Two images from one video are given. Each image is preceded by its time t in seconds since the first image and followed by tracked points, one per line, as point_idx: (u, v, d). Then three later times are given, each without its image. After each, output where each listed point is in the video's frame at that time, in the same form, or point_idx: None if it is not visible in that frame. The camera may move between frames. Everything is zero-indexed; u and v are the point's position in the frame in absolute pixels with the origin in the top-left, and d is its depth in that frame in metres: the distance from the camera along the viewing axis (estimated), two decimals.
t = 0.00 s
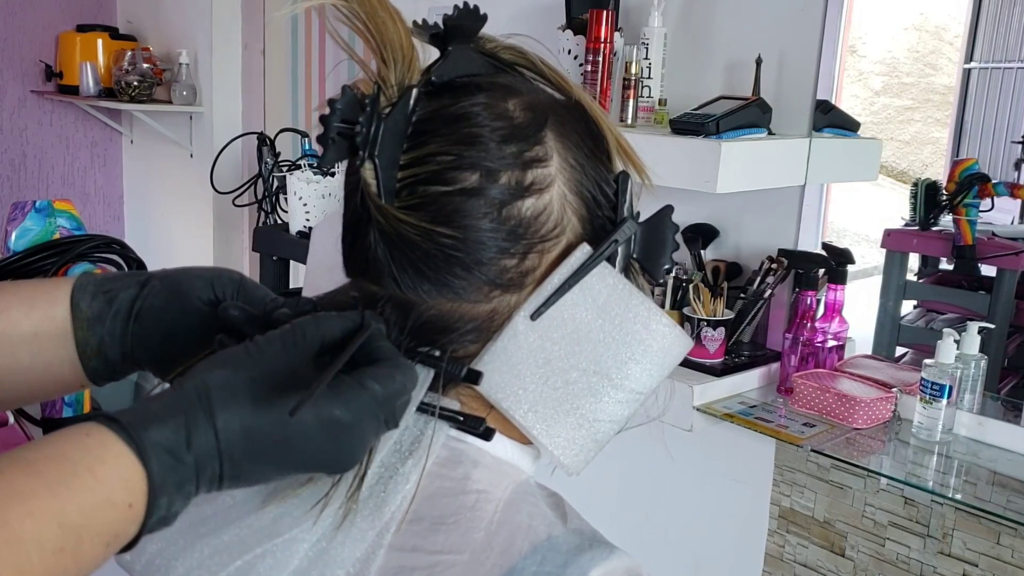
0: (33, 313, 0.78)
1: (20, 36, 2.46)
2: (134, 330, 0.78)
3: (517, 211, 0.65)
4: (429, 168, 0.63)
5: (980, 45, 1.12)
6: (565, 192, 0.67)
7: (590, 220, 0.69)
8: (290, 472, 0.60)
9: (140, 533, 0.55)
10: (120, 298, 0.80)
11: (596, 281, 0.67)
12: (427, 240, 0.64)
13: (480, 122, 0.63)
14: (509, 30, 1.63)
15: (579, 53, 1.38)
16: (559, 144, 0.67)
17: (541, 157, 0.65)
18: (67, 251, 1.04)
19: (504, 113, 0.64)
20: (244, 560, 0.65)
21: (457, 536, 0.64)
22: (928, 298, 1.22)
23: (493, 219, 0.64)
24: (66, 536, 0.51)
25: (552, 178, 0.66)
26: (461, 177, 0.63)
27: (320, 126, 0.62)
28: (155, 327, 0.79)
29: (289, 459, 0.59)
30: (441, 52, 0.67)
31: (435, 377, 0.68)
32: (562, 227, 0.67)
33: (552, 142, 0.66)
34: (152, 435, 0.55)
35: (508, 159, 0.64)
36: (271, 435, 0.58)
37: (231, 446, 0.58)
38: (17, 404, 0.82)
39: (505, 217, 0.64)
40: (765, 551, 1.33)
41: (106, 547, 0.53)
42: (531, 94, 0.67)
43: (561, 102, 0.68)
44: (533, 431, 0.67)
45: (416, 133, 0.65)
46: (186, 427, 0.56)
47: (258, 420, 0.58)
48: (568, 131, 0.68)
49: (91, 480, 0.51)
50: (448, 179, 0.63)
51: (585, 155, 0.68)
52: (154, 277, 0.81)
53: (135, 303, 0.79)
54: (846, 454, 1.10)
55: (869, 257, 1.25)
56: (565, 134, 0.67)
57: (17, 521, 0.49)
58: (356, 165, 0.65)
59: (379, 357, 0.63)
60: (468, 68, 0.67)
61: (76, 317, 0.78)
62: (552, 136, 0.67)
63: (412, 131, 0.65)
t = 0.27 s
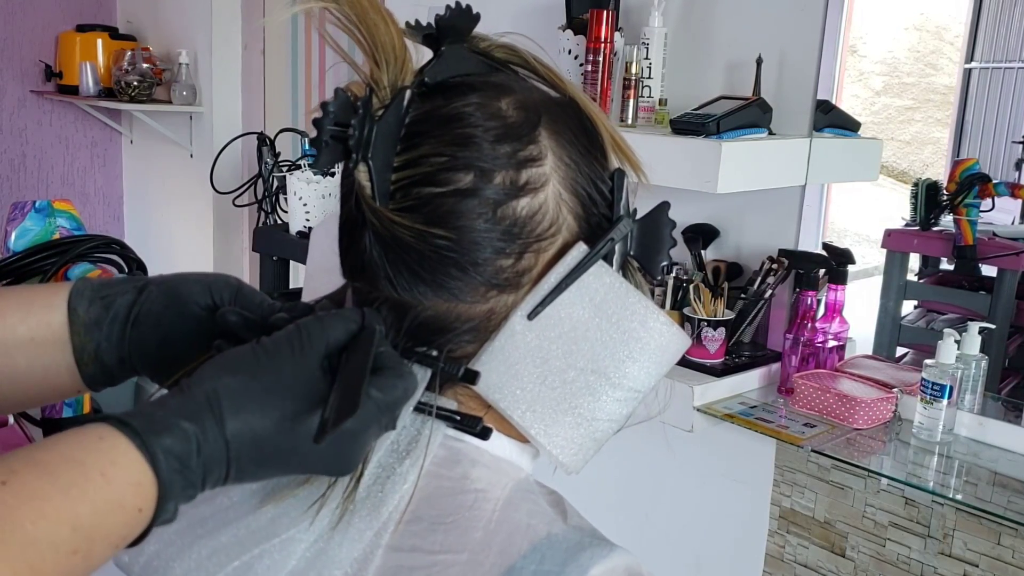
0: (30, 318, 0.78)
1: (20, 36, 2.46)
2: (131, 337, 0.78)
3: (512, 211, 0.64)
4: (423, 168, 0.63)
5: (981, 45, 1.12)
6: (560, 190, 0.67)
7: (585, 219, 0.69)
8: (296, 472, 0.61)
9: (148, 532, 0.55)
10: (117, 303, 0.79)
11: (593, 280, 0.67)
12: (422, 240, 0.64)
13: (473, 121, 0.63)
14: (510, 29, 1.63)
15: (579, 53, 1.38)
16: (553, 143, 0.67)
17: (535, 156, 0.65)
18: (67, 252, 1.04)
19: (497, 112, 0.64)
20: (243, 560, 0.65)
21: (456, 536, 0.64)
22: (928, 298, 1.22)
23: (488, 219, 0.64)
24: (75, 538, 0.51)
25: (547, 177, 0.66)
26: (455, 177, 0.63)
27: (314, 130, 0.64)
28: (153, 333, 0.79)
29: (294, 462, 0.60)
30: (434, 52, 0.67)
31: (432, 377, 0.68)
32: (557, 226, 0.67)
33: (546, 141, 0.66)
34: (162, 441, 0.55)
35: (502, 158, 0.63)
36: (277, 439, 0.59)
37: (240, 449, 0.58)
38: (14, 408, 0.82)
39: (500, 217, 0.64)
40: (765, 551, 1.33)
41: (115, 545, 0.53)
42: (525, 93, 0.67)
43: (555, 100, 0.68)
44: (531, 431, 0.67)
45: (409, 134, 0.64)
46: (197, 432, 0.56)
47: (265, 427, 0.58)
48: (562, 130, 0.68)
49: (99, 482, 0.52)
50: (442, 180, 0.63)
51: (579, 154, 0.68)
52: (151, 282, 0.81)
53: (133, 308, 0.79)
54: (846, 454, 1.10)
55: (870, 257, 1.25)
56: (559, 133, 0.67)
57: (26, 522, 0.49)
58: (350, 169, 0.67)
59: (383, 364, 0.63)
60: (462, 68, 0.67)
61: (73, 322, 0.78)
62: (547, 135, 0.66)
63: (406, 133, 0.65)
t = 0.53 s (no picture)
0: (29, 317, 0.77)
1: (19, 36, 2.46)
2: (131, 334, 0.78)
3: (513, 212, 0.64)
4: (424, 167, 0.63)
5: (982, 45, 1.12)
6: (562, 191, 0.67)
7: (587, 221, 0.69)
8: (302, 457, 0.60)
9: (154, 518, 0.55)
10: (117, 302, 0.79)
11: (593, 283, 0.67)
12: (422, 240, 0.63)
13: (477, 120, 0.63)
14: (510, 29, 1.63)
15: (579, 53, 1.38)
16: (558, 143, 0.67)
17: (537, 157, 0.65)
18: (67, 252, 1.04)
19: (501, 112, 0.64)
20: (242, 560, 0.65)
21: (457, 537, 0.64)
22: (929, 299, 1.22)
23: (489, 219, 0.63)
24: (83, 521, 0.51)
25: (550, 177, 0.66)
26: (456, 177, 0.62)
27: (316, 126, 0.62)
28: (153, 331, 0.78)
29: (297, 445, 0.59)
30: (441, 51, 0.67)
31: (430, 379, 0.69)
32: (559, 227, 0.67)
33: (550, 141, 0.66)
34: (163, 423, 0.55)
35: (505, 158, 0.63)
36: (278, 421, 0.58)
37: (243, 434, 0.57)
38: (12, 408, 0.82)
39: (500, 217, 0.64)
40: (766, 552, 1.33)
41: (121, 531, 0.53)
42: (530, 93, 0.67)
43: (561, 101, 0.68)
44: (528, 433, 0.67)
45: (413, 133, 0.64)
46: (197, 414, 0.56)
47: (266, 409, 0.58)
48: (567, 129, 0.67)
49: (102, 465, 0.52)
50: (443, 179, 0.63)
51: (583, 155, 0.68)
52: (152, 282, 0.81)
53: (133, 307, 0.79)
54: (847, 455, 1.10)
55: (870, 257, 1.25)
56: (564, 133, 0.67)
57: (33, 506, 0.49)
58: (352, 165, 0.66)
59: (383, 343, 0.62)
60: (468, 68, 0.67)
61: (73, 321, 0.78)
62: (550, 135, 0.66)
63: (410, 131, 0.64)
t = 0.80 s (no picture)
0: (30, 317, 0.78)
1: (19, 36, 2.46)
2: (130, 333, 0.78)
3: (515, 212, 0.64)
4: (426, 169, 0.63)
5: (982, 45, 1.12)
6: (563, 191, 0.66)
7: (589, 221, 0.69)
8: (298, 436, 0.59)
9: (154, 503, 0.54)
10: (117, 302, 0.79)
11: (595, 283, 0.66)
12: (426, 241, 0.63)
13: (477, 121, 0.63)
14: (509, 29, 1.63)
15: (579, 53, 1.37)
16: (558, 143, 0.66)
17: (538, 157, 0.65)
18: (67, 252, 1.04)
19: (501, 113, 0.64)
20: (242, 559, 0.64)
21: (458, 537, 0.64)
22: (929, 299, 1.22)
23: (491, 219, 0.63)
24: (81, 505, 0.50)
25: (550, 178, 0.65)
26: (459, 178, 0.62)
27: (316, 129, 0.62)
28: (152, 333, 0.78)
29: (291, 423, 0.58)
30: (438, 52, 0.67)
31: (432, 379, 0.69)
32: (561, 227, 0.67)
33: (550, 141, 0.66)
34: (154, 405, 0.55)
35: (507, 159, 0.63)
36: (272, 401, 0.57)
37: (237, 416, 0.57)
38: (9, 412, 0.82)
39: (503, 218, 0.64)
40: (766, 552, 1.33)
41: (120, 515, 0.53)
42: (529, 94, 0.67)
43: (559, 101, 0.68)
44: (532, 432, 0.67)
45: (413, 134, 0.64)
46: (188, 396, 0.56)
47: (258, 389, 0.57)
48: (566, 129, 0.67)
49: (98, 448, 0.51)
50: (446, 180, 0.62)
51: (583, 155, 0.68)
52: (152, 282, 0.81)
53: (131, 307, 0.79)
54: (847, 455, 1.10)
55: (871, 257, 1.25)
56: (563, 133, 0.67)
57: (30, 492, 0.49)
58: (354, 168, 0.66)
59: (373, 319, 0.62)
60: (466, 68, 0.67)
61: (72, 321, 0.78)
62: (550, 135, 0.66)
63: (410, 132, 0.64)
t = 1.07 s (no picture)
0: (22, 325, 0.77)
1: (19, 36, 2.46)
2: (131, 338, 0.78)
3: (515, 211, 0.64)
4: (425, 169, 0.63)
5: (983, 45, 1.12)
6: (563, 190, 0.66)
7: (588, 220, 0.69)
8: (287, 429, 0.59)
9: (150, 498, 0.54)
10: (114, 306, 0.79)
11: (595, 282, 0.66)
12: (426, 241, 0.63)
13: (476, 121, 0.63)
14: (509, 29, 1.63)
15: (580, 53, 1.37)
16: (556, 142, 0.66)
17: (538, 157, 0.65)
18: (67, 252, 1.04)
19: (500, 112, 0.64)
20: (241, 561, 0.64)
21: (458, 537, 0.64)
22: (930, 299, 1.22)
23: (491, 219, 0.63)
24: (75, 495, 0.50)
25: (549, 177, 0.65)
26: (458, 177, 0.62)
27: (316, 130, 0.63)
28: (153, 336, 0.79)
29: (280, 416, 0.58)
30: (437, 52, 0.67)
31: (432, 380, 0.68)
32: (561, 227, 0.67)
33: (549, 140, 0.66)
34: (145, 399, 0.55)
35: (506, 158, 0.63)
36: (264, 392, 0.57)
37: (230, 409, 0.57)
38: (8, 414, 0.81)
39: (503, 217, 0.63)
40: (766, 553, 1.33)
41: (116, 508, 0.52)
42: (527, 93, 0.67)
43: (557, 100, 0.68)
44: (533, 431, 0.67)
45: (413, 134, 0.64)
46: (178, 390, 0.56)
47: (250, 381, 0.57)
48: (564, 128, 0.67)
49: (90, 440, 0.51)
50: (446, 180, 0.62)
51: (582, 154, 0.68)
52: (149, 286, 0.80)
53: (129, 313, 0.78)
54: (848, 455, 1.10)
55: (871, 257, 1.25)
56: (562, 132, 0.67)
57: (24, 481, 0.48)
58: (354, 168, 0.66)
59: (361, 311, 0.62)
60: (465, 68, 0.66)
61: (70, 326, 0.78)
62: (549, 134, 0.66)
63: (410, 132, 0.64)
